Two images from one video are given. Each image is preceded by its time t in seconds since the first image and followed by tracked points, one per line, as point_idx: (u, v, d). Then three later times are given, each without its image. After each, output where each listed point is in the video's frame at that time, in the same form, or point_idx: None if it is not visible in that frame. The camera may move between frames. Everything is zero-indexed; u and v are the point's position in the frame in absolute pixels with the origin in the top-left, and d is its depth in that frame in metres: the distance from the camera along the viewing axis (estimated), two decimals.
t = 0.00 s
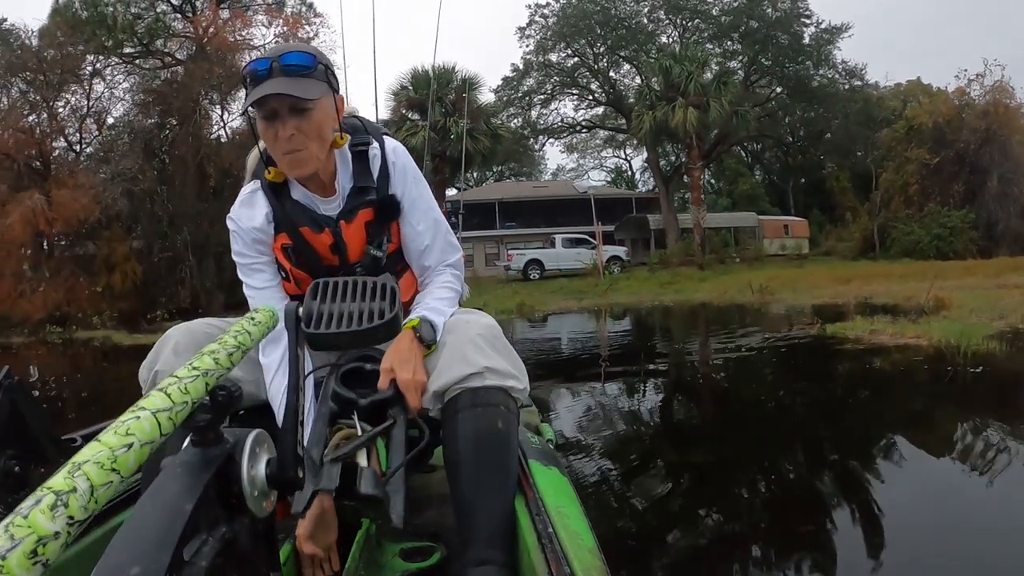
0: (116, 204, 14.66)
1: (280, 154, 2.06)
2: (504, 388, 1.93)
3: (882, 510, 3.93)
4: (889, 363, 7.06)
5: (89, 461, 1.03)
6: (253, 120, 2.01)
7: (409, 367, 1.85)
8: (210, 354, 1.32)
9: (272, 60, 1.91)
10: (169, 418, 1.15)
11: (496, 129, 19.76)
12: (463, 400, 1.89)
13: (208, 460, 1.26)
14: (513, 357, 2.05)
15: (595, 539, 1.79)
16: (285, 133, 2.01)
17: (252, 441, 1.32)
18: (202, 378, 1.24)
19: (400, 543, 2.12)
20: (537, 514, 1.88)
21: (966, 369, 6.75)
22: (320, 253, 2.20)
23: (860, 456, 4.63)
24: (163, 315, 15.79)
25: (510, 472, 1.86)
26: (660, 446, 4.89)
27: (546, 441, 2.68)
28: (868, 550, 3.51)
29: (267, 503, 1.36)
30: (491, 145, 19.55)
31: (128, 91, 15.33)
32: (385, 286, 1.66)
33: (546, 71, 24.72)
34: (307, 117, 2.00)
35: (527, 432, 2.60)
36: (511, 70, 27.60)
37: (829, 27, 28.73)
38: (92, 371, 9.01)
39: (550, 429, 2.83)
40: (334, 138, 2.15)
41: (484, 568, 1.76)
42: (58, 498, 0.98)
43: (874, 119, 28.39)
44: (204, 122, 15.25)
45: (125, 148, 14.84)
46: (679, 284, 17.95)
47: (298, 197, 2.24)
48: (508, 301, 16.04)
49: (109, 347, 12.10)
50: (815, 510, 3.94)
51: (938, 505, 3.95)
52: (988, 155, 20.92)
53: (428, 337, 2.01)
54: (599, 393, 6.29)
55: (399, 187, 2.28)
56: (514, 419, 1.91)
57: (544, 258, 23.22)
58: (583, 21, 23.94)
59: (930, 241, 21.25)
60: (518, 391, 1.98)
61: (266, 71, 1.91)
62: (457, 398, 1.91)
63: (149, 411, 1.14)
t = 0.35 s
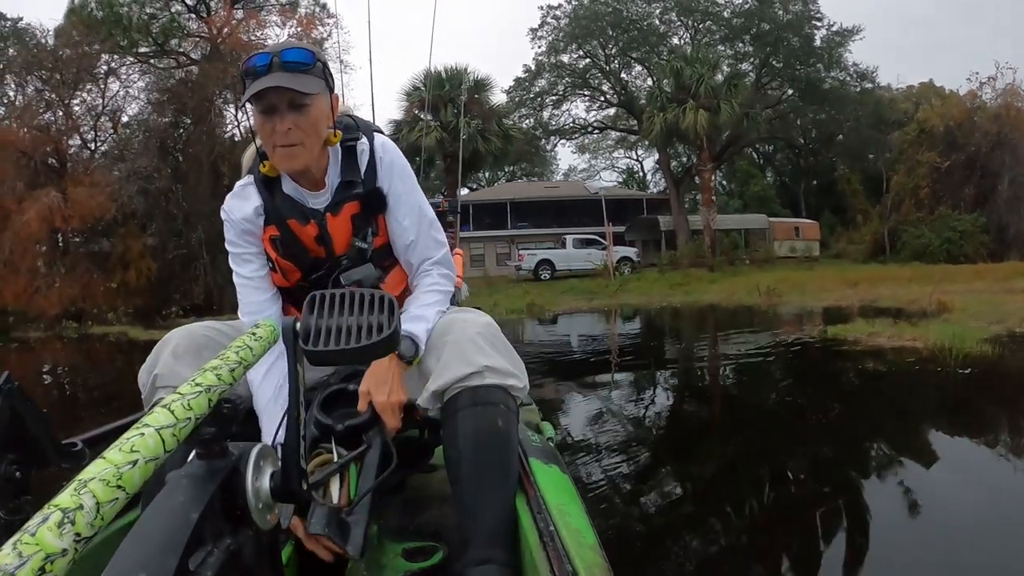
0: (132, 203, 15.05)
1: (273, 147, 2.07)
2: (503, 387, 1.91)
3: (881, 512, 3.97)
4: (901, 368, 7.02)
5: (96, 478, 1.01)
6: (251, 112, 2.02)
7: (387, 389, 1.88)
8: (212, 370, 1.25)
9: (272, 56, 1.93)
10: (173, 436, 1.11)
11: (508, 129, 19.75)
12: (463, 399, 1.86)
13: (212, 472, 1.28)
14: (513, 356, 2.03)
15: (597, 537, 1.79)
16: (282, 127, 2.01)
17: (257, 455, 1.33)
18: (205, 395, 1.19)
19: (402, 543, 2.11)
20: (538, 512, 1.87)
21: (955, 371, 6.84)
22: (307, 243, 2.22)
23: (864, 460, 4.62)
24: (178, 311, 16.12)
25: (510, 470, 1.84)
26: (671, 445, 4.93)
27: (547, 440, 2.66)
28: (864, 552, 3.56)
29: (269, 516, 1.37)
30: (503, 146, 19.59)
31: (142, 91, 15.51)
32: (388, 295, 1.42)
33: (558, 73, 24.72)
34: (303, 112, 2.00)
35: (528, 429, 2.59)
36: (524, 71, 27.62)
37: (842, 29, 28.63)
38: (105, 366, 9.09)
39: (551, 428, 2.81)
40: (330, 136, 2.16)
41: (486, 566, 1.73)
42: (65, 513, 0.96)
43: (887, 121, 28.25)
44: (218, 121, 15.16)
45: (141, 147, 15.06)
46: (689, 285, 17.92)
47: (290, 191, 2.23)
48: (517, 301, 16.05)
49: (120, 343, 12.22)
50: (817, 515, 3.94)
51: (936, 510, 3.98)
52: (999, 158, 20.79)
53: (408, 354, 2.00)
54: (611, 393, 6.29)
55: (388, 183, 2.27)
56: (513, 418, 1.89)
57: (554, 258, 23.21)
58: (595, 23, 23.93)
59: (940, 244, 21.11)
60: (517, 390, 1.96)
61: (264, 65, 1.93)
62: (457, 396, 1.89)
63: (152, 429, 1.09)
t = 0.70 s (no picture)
0: (148, 203, 15.57)
1: (276, 133, 2.07)
2: (500, 388, 1.86)
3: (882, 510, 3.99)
4: (915, 369, 6.98)
5: (95, 481, 1.01)
6: (260, 101, 2.04)
7: (363, 433, 1.76)
8: (211, 373, 1.25)
9: (282, 51, 1.95)
10: (173, 438, 1.12)
11: (520, 130, 19.76)
12: (459, 401, 1.83)
13: (214, 473, 1.25)
14: (511, 362, 1.97)
15: (597, 536, 1.77)
16: (286, 116, 2.02)
17: (256, 457, 1.31)
18: (205, 398, 1.19)
19: (402, 546, 2.04)
20: (539, 513, 1.83)
21: (963, 372, 6.82)
22: (295, 232, 2.20)
23: (871, 461, 4.58)
24: (193, 309, 16.30)
25: (508, 471, 1.80)
26: (681, 442, 4.93)
27: (546, 441, 2.64)
28: (868, 549, 3.56)
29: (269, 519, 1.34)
30: (516, 147, 19.61)
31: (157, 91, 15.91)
32: (387, 298, 1.37)
33: (570, 73, 24.71)
34: (308, 104, 2.01)
35: (527, 431, 2.58)
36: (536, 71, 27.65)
37: (854, 30, 28.54)
38: (121, 361, 9.18)
39: (551, 429, 2.78)
40: (332, 133, 2.16)
41: (486, 567, 1.69)
42: (65, 518, 0.96)
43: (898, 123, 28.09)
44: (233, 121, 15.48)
45: (155, 146, 15.61)
46: (700, 285, 17.90)
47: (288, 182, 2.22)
48: (527, 301, 16.02)
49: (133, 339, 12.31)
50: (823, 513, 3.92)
51: (940, 509, 3.97)
52: (1011, 160, 20.67)
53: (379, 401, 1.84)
54: (621, 395, 6.25)
55: (382, 184, 2.22)
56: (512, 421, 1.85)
57: (566, 258, 23.21)
58: (607, 24, 23.92)
59: (951, 246, 20.99)
60: (517, 391, 1.91)
61: (273, 59, 1.96)
62: (453, 398, 1.85)
63: (152, 432, 1.10)
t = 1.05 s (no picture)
0: (164, 203, 15.73)
1: (277, 143, 2.07)
2: (495, 389, 1.86)
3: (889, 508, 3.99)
4: (927, 368, 6.95)
5: (94, 477, 1.01)
6: (262, 106, 2.04)
7: (358, 491, 1.72)
8: (212, 369, 1.25)
9: (286, 56, 1.96)
10: (172, 436, 1.11)
11: (531, 129, 19.75)
12: (456, 401, 1.83)
13: (215, 469, 1.31)
14: (509, 365, 1.96)
15: (595, 539, 1.76)
16: (289, 123, 2.02)
17: (256, 455, 1.35)
18: (204, 395, 1.19)
19: (402, 546, 2.01)
20: (537, 513, 1.81)
21: (976, 371, 6.77)
22: (290, 247, 2.19)
23: (878, 461, 4.55)
24: (208, 308, 16.44)
25: (504, 469, 1.77)
26: (691, 444, 4.90)
27: (546, 443, 2.62)
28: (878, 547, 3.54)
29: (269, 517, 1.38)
30: (527, 146, 19.63)
31: (170, 92, 16.32)
32: (387, 298, 1.36)
33: (581, 73, 24.64)
34: (311, 111, 2.02)
35: (526, 432, 2.56)
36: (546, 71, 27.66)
37: (864, 28, 28.43)
38: (135, 360, 9.25)
39: (550, 430, 2.77)
40: (333, 141, 2.16)
41: (484, 568, 1.67)
42: (63, 515, 0.95)
43: (909, 121, 27.93)
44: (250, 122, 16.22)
45: (169, 147, 15.82)
46: (710, 284, 17.88)
47: (288, 196, 2.22)
48: (537, 300, 16.01)
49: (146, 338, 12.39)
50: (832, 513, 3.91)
51: (948, 508, 3.94)
52: None
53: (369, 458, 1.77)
54: (631, 393, 6.25)
55: (382, 207, 2.18)
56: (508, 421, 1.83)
57: (577, 257, 23.21)
58: (617, 23, 23.91)
59: (962, 245, 20.85)
60: (513, 390, 1.91)
61: (277, 65, 1.96)
62: (450, 399, 1.85)
63: (153, 429, 1.10)
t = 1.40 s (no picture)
0: (179, 204, 15.85)
1: (289, 120, 2.10)
2: (493, 384, 1.84)
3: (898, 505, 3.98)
4: (938, 367, 6.91)
5: (93, 472, 1.02)
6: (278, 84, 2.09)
7: (362, 473, 1.69)
8: (211, 366, 1.29)
9: (304, 34, 2.02)
10: (170, 431, 1.14)
11: (542, 129, 19.73)
12: (453, 398, 1.80)
13: (212, 466, 1.33)
14: (504, 358, 1.94)
15: (593, 539, 1.78)
16: (302, 98, 2.06)
17: (255, 451, 1.40)
18: (203, 392, 1.22)
19: (401, 543, 1.90)
20: (534, 510, 1.82)
21: (987, 369, 6.74)
22: (293, 224, 2.19)
23: (887, 462, 4.51)
24: (221, 308, 16.58)
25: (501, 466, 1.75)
26: (700, 442, 4.89)
27: (545, 440, 2.62)
28: (887, 547, 3.53)
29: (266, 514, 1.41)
30: (538, 147, 19.63)
31: (184, 95, 16.53)
32: (387, 294, 1.39)
33: (591, 72, 24.60)
34: (326, 90, 2.07)
35: (525, 430, 2.57)
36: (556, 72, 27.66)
37: (873, 26, 28.35)
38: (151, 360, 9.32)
39: (549, 427, 2.76)
40: (343, 126, 2.21)
41: (482, 567, 1.65)
42: (62, 509, 0.97)
43: (919, 119, 27.78)
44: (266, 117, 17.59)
45: (183, 150, 15.96)
46: (720, 282, 17.85)
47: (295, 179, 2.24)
48: (548, 299, 16.00)
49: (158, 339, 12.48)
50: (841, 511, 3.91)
51: (957, 508, 3.93)
52: None
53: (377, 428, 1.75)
54: (642, 393, 6.23)
55: (386, 190, 2.22)
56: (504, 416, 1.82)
57: (588, 256, 23.22)
58: (627, 22, 23.91)
59: (974, 243, 20.70)
60: (510, 387, 1.89)
61: (294, 41, 2.01)
62: (446, 396, 1.82)
63: (151, 425, 1.12)
